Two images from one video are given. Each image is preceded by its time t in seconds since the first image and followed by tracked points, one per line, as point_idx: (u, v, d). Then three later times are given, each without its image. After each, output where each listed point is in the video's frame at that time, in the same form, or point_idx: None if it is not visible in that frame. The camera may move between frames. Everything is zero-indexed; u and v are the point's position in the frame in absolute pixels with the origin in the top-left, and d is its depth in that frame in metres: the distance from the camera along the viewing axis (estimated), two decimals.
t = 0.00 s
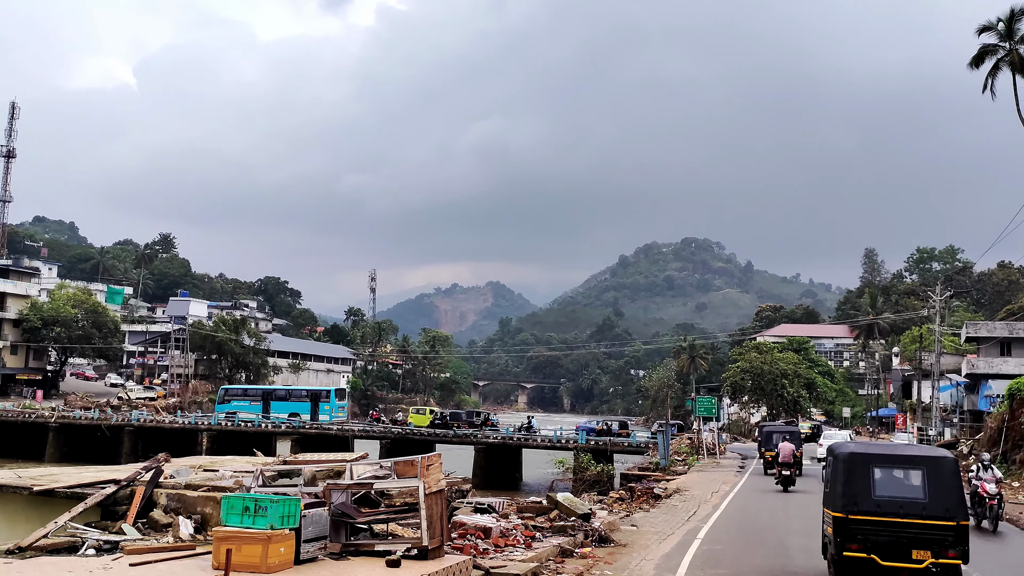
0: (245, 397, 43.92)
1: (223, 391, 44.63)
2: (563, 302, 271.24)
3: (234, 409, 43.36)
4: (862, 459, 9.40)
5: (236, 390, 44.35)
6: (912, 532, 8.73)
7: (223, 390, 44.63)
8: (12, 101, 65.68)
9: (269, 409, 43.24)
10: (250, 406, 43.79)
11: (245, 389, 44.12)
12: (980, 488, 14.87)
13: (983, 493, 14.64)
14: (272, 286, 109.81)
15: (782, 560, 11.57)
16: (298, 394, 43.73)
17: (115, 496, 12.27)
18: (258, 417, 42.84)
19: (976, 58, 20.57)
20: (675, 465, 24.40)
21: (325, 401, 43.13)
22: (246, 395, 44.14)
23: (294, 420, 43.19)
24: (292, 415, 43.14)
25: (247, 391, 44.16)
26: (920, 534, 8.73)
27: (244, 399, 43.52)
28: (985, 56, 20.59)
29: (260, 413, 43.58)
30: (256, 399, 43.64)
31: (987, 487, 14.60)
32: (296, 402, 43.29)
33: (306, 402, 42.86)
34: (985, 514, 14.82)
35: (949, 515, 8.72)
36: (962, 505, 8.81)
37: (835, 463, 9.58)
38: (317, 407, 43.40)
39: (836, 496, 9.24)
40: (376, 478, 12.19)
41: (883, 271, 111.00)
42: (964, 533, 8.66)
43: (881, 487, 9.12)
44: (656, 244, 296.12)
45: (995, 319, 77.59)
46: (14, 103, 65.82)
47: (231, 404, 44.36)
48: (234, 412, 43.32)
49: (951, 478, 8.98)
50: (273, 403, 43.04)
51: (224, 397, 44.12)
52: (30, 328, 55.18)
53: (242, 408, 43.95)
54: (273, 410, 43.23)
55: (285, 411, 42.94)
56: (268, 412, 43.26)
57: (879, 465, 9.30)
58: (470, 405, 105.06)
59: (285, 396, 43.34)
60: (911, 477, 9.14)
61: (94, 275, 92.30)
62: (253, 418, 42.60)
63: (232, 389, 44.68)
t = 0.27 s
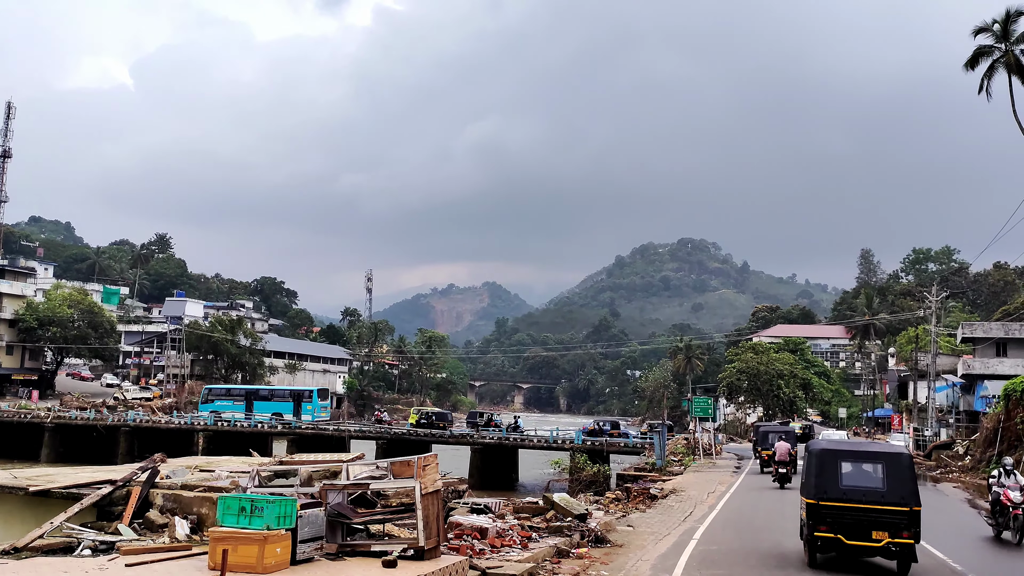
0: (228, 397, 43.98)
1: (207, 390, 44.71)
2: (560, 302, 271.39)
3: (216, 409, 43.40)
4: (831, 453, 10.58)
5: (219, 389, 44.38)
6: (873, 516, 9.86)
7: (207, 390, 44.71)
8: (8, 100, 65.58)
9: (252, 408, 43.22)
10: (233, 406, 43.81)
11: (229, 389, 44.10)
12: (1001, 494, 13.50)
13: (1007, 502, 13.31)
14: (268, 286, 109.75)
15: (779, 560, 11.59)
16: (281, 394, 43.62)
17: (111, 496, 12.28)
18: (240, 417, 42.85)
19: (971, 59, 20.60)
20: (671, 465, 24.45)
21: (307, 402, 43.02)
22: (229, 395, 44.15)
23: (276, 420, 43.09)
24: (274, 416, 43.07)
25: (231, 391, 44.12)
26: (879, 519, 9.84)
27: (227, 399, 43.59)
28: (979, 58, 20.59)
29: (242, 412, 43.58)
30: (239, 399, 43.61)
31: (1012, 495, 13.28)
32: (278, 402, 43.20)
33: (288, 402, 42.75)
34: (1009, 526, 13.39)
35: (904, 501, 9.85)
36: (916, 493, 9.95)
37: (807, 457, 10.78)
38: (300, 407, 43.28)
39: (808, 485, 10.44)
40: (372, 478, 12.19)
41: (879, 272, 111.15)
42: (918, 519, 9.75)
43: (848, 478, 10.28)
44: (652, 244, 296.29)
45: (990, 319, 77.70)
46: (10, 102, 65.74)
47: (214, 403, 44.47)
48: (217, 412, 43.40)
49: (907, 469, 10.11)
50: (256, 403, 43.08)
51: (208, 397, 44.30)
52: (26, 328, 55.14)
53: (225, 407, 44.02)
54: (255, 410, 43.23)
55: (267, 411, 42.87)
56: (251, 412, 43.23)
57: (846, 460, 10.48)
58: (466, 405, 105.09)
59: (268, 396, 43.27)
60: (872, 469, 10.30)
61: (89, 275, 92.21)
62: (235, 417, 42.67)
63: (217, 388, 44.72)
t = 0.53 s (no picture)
0: (214, 397, 43.87)
1: (192, 391, 44.49)
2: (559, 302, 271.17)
3: (202, 409, 43.20)
4: (814, 449, 12.15)
5: (205, 389, 44.16)
6: (848, 503, 11.51)
7: (193, 390, 44.53)
8: (7, 101, 65.63)
9: (238, 408, 43.24)
10: (218, 406, 43.63)
11: (215, 389, 43.96)
12: None
13: None
14: (267, 286, 109.75)
15: (779, 560, 11.59)
16: (267, 393, 43.72)
17: (111, 496, 12.29)
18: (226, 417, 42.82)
19: (970, 59, 20.58)
20: (671, 465, 24.47)
21: (293, 401, 43.13)
22: (215, 395, 43.96)
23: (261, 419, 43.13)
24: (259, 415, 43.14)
25: (217, 390, 44.03)
26: (855, 505, 11.51)
27: (212, 399, 43.46)
28: (978, 57, 20.57)
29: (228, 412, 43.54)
30: (225, 398, 43.56)
31: None
32: (264, 402, 43.27)
33: (274, 402, 42.83)
34: None
35: (876, 491, 11.47)
36: (886, 483, 11.57)
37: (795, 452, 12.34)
38: (285, 407, 43.41)
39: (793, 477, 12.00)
40: (372, 478, 12.18)
41: (878, 271, 111.10)
42: (887, 505, 11.45)
43: (829, 471, 11.86)
44: (652, 245, 296.20)
45: (990, 319, 77.66)
46: (10, 103, 65.81)
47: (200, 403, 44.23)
48: (204, 411, 43.16)
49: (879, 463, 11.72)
50: (242, 403, 43.14)
51: (193, 397, 43.98)
52: (25, 328, 55.13)
53: (211, 408, 43.87)
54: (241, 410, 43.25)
55: (252, 411, 42.92)
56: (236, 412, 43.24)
57: (827, 455, 12.01)
58: (465, 406, 105.09)
59: (253, 396, 43.34)
60: (850, 463, 11.87)
61: (88, 275, 92.20)
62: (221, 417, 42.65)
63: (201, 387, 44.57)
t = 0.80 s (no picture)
0: (203, 397, 44.03)
1: (182, 391, 44.71)
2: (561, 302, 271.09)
3: (191, 408, 43.37)
4: (805, 445, 13.17)
5: (194, 389, 44.33)
6: (836, 493, 12.65)
7: (183, 390, 44.75)
8: (10, 102, 65.91)
9: (226, 408, 43.25)
10: (208, 405, 43.80)
11: (204, 389, 44.10)
12: None
13: None
14: (270, 287, 109.91)
15: (782, 559, 11.59)
16: (256, 393, 43.67)
17: (114, 497, 12.34)
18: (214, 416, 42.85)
19: (971, 57, 20.51)
20: (673, 465, 24.45)
21: (280, 401, 42.98)
22: (204, 395, 44.11)
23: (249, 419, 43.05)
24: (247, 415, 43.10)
25: (206, 390, 44.13)
26: (842, 495, 12.67)
27: (201, 399, 43.64)
28: (980, 56, 20.51)
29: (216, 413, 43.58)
30: (213, 398, 43.61)
31: None
32: (252, 401, 43.22)
33: (261, 401, 42.74)
34: None
35: (862, 482, 12.55)
36: (871, 475, 12.63)
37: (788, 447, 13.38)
38: (273, 407, 43.28)
39: (786, 470, 13.11)
40: (374, 478, 12.17)
41: (881, 270, 110.84)
42: (872, 494, 12.60)
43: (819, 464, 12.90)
44: (653, 244, 295.88)
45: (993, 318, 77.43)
46: (12, 104, 66.09)
47: (190, 403, 44.53)
48: (193, 412, 43.35)
49: (864, 457, 12.72)
50: (230, 402, 43.21)
51: (182, 398, 44.24)
52: (28, 329, 55.33)
53: (201, 408, 44.02)
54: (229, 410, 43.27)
55: (240, 410, 42.91)
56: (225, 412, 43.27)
57: (817, 450, 13.02)
58: (467, 405, 105.11)
59: (241, 395, 43.33)
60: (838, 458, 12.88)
61: (91, 275, 92.47)
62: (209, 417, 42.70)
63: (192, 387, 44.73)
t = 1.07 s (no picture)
0: (194, 397, 44.04)
1: (174, 391, 44.67)
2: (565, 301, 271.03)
3: (183, 408, 43.36)
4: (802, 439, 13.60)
5: (187, 389, 44.33)
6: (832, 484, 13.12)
7: (175, 390, 44.71)
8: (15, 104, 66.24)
9: (217, 408, 43.28)
10: (200, 405, 43.82)
11: (195, 388, 44.12)
12: None
13: None
14: (274, 287, 110.06)
15: (787, 557, 11.57)
16: (247, 393, 43.75)
17: (120, 497, 12.37)
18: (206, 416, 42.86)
19: (977, 55, 20.45)
20: (678, 464, 24.41)
21: (271, 401, 43.06)
22: (196, 395, 44.12)
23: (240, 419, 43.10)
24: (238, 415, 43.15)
25: (197, 390, 44.14)
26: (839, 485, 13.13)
27: (193, 398, 43.62)
28: (985, 54, 20.46)
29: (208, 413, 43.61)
30: (205, 397, 43.65)
31: None
32: (243, 401, 43.27)
33: (252, 401, 42.79)
34: None
35: (856, 474, 13.01)
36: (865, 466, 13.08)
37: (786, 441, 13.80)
38: (264, 407, 43.37)
39: (785, 463, 13.53)
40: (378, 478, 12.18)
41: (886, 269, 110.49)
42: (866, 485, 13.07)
43: (816, 458, 13.35)
44: (658, 243, 295.54)
45: (999, 316, 77.11)
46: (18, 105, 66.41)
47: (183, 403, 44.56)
48: (185, 412, 43.36)
49: (858, 450, 13.14)
50: (221, 402, 43.22)
51: (174, 398, 44.17)
52: (33, 330, 55.53)
53: (192, 408, 43.99)
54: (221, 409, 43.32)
55: (231, 410, 42.97)
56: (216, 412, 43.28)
57: (815, 444, 13.43)
58: (472, 405, 105.08)
59: (233, 395, 43.41)
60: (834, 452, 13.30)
61: (96, 276, 92.74)
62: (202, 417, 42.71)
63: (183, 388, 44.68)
